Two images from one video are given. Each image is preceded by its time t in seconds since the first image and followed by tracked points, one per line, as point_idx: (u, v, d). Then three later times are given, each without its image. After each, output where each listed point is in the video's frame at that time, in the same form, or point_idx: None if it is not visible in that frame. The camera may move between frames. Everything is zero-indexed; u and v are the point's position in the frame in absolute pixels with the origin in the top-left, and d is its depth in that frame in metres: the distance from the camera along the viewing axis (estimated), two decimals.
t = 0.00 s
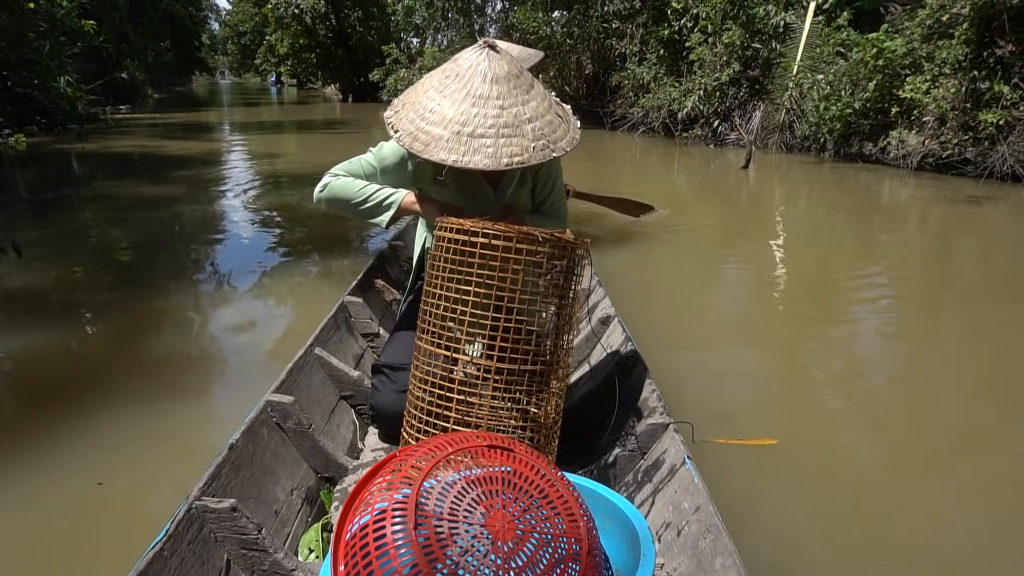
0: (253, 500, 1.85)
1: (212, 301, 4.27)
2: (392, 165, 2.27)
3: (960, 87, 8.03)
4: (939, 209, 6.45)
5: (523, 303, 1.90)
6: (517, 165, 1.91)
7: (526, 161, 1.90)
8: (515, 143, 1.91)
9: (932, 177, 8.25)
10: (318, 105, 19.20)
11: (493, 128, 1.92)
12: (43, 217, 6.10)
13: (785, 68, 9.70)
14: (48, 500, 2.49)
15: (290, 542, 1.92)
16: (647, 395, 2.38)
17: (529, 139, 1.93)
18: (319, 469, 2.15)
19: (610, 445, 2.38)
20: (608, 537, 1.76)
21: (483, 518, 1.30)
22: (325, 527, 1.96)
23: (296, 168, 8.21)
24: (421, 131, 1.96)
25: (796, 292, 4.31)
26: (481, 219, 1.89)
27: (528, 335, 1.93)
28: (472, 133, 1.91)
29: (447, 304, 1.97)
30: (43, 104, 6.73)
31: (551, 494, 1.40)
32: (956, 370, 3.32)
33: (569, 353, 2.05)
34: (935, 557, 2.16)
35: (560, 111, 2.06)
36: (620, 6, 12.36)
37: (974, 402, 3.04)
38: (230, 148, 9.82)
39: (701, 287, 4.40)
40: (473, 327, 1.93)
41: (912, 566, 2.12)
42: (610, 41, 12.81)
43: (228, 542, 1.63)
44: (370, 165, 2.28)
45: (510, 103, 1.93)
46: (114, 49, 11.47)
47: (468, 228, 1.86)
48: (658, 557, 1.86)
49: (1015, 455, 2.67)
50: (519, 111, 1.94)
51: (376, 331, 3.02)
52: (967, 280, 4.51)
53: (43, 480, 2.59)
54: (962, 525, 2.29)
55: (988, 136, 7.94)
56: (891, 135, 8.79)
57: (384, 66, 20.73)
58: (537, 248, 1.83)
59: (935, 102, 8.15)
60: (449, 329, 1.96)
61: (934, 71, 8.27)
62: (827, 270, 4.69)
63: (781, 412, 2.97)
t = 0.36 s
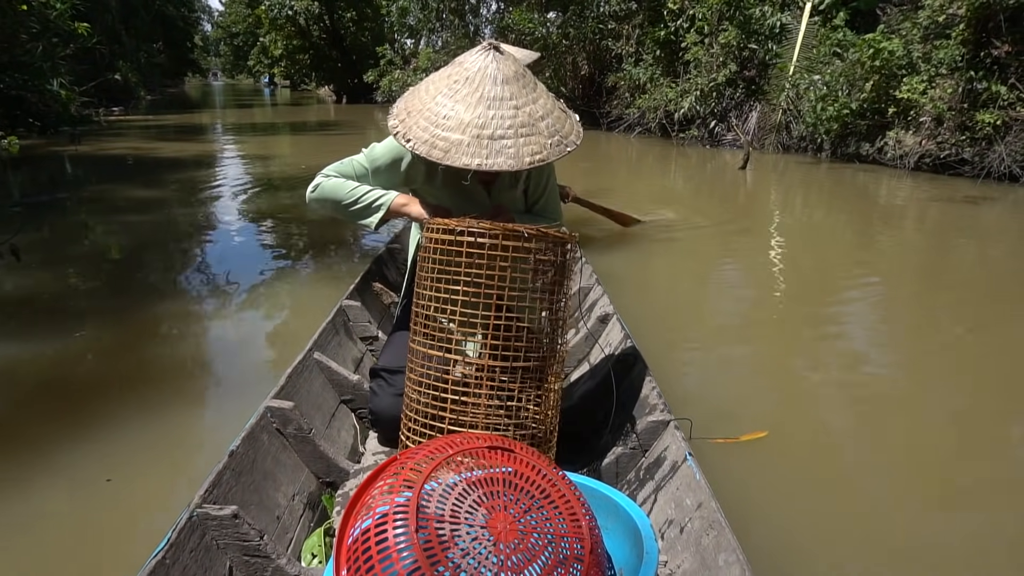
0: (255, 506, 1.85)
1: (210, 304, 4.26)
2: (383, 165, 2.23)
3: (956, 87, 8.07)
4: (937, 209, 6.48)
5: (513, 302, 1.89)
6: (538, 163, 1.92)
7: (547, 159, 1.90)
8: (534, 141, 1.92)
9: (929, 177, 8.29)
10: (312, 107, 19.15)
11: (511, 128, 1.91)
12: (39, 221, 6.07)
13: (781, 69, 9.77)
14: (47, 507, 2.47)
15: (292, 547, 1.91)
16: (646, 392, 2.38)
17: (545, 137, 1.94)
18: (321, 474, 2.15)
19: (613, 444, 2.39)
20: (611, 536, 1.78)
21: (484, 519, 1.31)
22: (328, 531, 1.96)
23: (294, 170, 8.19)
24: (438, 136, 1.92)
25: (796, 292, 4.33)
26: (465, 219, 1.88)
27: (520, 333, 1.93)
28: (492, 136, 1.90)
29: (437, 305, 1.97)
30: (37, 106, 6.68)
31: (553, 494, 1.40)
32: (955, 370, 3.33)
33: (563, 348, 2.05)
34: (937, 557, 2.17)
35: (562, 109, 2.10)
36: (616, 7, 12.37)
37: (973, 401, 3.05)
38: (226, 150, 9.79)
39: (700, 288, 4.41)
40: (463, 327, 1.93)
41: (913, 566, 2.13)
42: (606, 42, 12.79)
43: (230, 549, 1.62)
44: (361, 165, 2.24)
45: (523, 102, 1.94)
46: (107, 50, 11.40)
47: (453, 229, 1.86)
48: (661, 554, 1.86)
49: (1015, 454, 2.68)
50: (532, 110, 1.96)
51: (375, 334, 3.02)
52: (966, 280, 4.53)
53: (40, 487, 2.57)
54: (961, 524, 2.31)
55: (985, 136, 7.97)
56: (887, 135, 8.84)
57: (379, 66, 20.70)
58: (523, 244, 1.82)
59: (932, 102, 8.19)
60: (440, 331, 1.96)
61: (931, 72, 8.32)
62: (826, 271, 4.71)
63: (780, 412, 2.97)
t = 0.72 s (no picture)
0: (249, 512, 1.83)
1: (203, 308, 4.24)
2: (371, 165, 2.19)
3: (948, 88, 8.14)
4: (929, 209, 6.52)
5: (497, 301, 1.90)
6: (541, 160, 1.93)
7: (549, 154, 1.91)
8: (535, 138, 1.93)
9: (922, 177, 8.36)
10: (302, 108, 19.08)
11: (512, 125, 1.92)
12: (28, 224, 6.02)
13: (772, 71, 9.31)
14: (42, 514, 2.45)
15: (288, 553, 1.90)
16: (639, 390, 2.38)
17: (544, 133, 1.96)
18: (316, 478, 2.13)
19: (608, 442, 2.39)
20: (605, 535, 1.80)
21: (479, 520, 1.30)
22: (323, 536, 1.94)
23: (286, 172, 8.16)
24: (441, 134, 1.90)
25: (789, 292, 4.35)
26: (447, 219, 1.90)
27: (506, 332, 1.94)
28: (495, 133, 1.90)
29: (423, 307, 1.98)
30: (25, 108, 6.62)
31: (546, 494, 1.40)
32: (948, 369, 3.35)
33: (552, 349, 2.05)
34: (930, 556, 2.18)
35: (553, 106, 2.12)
36: (607, 8, 12.36)
37: (965, 400, 3.07)
38: (217, 152, 9.73)
39: (693, 289, 4.42)
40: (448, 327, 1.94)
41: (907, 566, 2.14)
42: (598, 43, 12.85)
43: (226, 556, 1.62)
44: (348, 165, 2.20)
45: (522, 99, 1.95)
46: (95, 51, 11.31)
47: (434, 228, 1.86)
48: (657, 551, 1.87)
49: (1006, 452, 2.71)
50: (531, 107, 1.96)
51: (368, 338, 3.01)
52: (958, 279, 4.57)
53: (31, 496, 2.54)
54: (953, 523, 2.32)
55: (977, 136, 8.04)
56: (879, 135, 8.92)
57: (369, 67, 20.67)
58: (503, 241, 1.83)
59: (923, 103, 8.25)
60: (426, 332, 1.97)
61: (922, 72, 8.36)
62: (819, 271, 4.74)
63: (774, 412, 2.98)
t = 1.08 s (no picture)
0: (247, 521, 1.83)
1: (195, 314, 4.22)
2: (359, 170, 2.18)
3: (937, 89, 8.18)
4: (919, 209, 6.57)
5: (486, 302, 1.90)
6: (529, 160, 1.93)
7: (538, 156, 1.92)
8: (524, 139, 1.94)
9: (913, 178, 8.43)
10: (292, 110, 19.03)
11: (501, 127, 1.92)
12: (17, 229, 5.97)
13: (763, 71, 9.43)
14: (40, 521, 2.44)
15: (286, 560, 1.90)
16: (634, 386, 2.39)
17: (532, 135, 1.96)
18: (313, 485, 2.12)
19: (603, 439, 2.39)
20: (601, 532, 1.82)
21: (473, 521, 1.30)
22: (322, 542, 1.88)
23: (277, 175, 8.13)
24: (430, 137, 1.89)
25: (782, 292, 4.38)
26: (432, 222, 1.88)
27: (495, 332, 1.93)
28: (485, 135, 1.90)
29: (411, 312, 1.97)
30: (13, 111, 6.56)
31: (541, 494, 1.40)
32: (939, 368, 3.38)
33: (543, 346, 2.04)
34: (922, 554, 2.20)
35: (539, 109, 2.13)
36: (598, 10, 12.37)
37: (955, 400, 3.10)
38: (207, 155, 9.68)
39: (686, 290, 4.43)
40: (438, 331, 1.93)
41: (901, 564, 2.15)
42: (589, 44, 12.85)
43: (224, 564, 1.66)
44: (336, 171, 2.19)
45: (509, 100, 1.96)
46: (82, 54, 11.23)
47: (418, 232, 1.85)
48: (653, 547, 1.87)
49: (997, 449, 2.73)
50: (519, 109, 1.97)
51: (362, 343, 3.00)
52: (948, 279, 4.60)
53: (24, 505, 2.52)
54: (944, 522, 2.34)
55: (966, 137, 8.10)
56: (870, 136, 9.01)
57: (359, 68, 20.59)
58: (488, 242, 1.82)
59: (914, 104, 8.31)
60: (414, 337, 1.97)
61: (911, 74, 8.42)
62: (811, 271, 4.77)
63: (767, 412, 3.00)
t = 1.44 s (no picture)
0: (247, 530, 1.82)
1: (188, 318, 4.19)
2: (348, 177, 2.18)
3: (927, 90, 8.25)
4: (910, 210, 6.62)
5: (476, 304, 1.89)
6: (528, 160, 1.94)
7: (536, 155, 1.93)
8: (521, 139, 1.94)
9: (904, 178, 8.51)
10: (281, 111, 18.95)
11: (498, 128, 1.92)
12: (6, 233, 5.91)
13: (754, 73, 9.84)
14: (36, 531, 2.42)
15: (288, 567, 1.89)
16: (630, 383, 2.39)
17: (528, 135, 1.97)
18: (313, 492, 2.12)
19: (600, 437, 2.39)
20: (600, 530, 1.82)
21: (471, 522, 1.30)
22: (322, 548, 1.86)
23: (269, 177, 8.10)
24: (429, 144, 1.89)
25: (776, 292, 4.40)
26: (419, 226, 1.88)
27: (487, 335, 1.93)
28: (482, 138, 1.90)
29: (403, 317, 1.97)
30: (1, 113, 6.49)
31: (538, 493, 1.40)
32: (932, 368, 3.41)
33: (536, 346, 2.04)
34: (917, 553, 2.21)
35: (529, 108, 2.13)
36: (589, 11, 12.39)
37: (947, 398, 3.12)
38: (196, 157, 9.63)
39: (680, 291, 4.45)
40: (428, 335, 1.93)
41: (896, 564, 2.16)
42: (581, 45, 12.86)
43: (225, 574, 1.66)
44: (325, 178, 2.18)
45: (503, 101, 1.96)
46: (70, 55, 11.13)
47: (407, 237, 1.84)
48: (651, 543, 1.88)
49: (989, 448, 2.75)
50: (513, 109, 1.97)
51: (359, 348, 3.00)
52: (940, 280, 4.64)
53: (17, 513, 2.50)
54: (936, 520, 2.36)
55: (956, 138, 8.17)
56: (860, 138, 9.06)
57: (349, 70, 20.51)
58: (477, 243, 1.82)
59: (904, 105, 8.37)
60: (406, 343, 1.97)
61: (902, 75, 8.52)
62: (804, 272, 4.80)
63: (761, 412, 3.01)
